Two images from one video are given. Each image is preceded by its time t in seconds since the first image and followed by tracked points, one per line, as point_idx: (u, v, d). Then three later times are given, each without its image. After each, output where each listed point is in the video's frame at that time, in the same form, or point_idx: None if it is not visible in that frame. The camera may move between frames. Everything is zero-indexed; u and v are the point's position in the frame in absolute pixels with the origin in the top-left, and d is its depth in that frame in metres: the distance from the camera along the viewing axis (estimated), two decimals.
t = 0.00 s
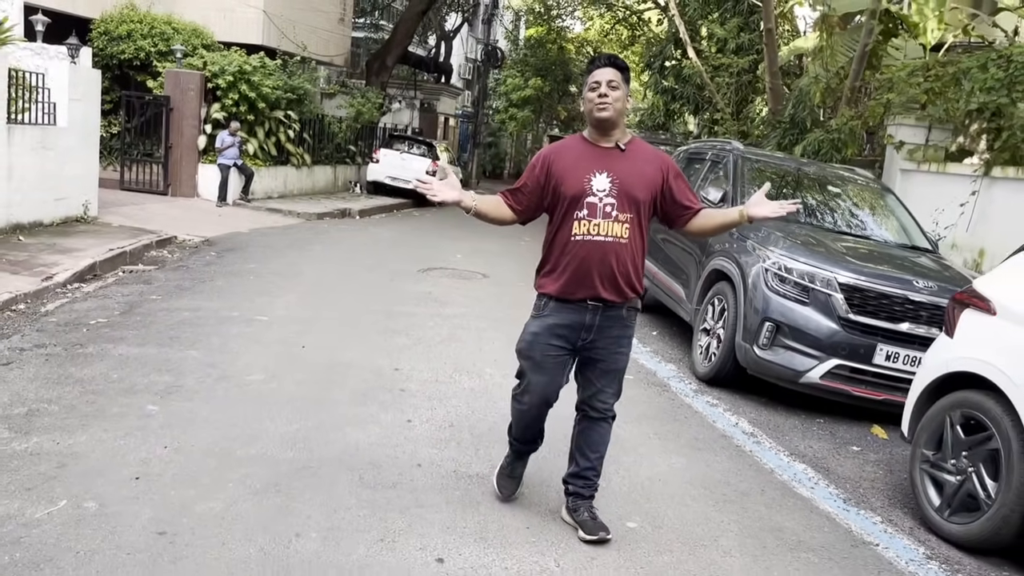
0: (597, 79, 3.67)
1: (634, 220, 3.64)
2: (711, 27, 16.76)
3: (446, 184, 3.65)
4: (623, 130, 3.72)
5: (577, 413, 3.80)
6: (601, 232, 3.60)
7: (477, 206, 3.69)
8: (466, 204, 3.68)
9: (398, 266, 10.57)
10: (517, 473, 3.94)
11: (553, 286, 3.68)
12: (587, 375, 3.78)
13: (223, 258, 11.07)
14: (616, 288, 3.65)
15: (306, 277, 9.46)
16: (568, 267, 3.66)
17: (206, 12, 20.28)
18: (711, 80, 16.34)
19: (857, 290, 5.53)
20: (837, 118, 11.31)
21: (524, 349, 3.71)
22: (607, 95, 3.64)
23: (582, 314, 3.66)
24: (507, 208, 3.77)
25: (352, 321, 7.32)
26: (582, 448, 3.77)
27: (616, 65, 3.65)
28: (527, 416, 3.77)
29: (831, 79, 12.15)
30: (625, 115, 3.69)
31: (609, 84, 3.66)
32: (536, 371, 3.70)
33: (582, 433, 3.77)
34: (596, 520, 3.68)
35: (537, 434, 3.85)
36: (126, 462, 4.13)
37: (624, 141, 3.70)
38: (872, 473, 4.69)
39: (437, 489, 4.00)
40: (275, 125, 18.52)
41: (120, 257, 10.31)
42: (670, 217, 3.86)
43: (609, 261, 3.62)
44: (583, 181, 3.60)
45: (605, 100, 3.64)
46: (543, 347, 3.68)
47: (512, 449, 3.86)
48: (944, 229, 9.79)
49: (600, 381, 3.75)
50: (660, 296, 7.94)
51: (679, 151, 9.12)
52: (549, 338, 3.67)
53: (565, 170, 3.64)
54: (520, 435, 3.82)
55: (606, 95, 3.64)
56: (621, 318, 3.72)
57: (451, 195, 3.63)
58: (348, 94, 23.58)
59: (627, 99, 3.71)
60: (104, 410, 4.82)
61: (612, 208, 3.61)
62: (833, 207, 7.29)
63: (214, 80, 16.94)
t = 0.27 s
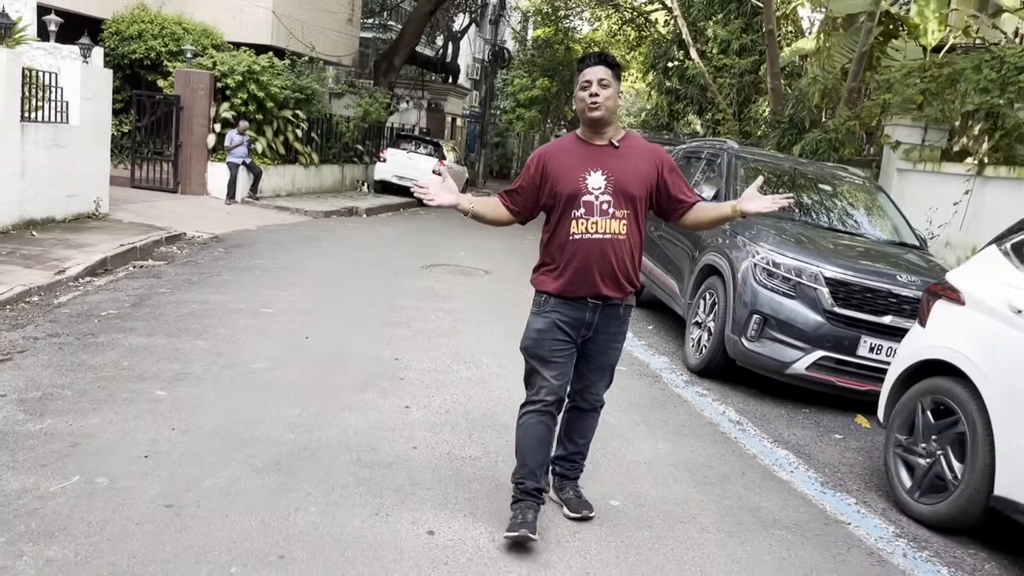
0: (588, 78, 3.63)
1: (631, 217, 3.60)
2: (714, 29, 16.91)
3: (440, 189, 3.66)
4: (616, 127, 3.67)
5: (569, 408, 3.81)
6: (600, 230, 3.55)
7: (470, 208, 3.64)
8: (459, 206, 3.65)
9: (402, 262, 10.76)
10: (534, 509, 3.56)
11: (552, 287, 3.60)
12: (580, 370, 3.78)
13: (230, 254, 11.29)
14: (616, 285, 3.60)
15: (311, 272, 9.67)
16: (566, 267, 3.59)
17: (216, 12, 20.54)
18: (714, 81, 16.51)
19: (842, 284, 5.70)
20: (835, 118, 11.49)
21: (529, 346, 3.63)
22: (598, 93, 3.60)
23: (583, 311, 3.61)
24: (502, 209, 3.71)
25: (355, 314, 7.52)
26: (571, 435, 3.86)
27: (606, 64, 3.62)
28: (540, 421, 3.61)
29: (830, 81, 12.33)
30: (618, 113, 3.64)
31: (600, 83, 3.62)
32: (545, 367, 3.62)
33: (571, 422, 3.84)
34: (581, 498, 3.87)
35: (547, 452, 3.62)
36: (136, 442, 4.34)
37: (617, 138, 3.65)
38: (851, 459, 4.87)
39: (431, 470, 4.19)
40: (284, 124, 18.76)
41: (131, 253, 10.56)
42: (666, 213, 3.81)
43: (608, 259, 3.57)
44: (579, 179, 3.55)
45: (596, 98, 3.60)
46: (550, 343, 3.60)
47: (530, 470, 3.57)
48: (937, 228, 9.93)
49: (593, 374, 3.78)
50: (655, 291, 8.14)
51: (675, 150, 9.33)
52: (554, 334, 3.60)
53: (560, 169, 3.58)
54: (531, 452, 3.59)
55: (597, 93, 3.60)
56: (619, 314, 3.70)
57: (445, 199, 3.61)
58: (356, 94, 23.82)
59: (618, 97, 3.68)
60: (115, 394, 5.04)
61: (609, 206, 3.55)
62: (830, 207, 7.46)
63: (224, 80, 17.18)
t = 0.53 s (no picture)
0: (573, 82, 3.56)
1: (622, 221, 3.56)
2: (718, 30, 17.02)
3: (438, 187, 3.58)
4: (601, 132, 3.61)
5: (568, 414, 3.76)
6: (593, 237, 3.50)
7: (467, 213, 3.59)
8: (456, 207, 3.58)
9: (406, 260, 10.92)
10: (545, 522, 3.48)
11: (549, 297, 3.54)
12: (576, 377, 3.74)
13: (237, 250, 11.48)
14: (612, 290, 3.57)
15: (317, 269, 9.85)
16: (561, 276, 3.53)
17: (225, 12, 20.75)
18: (717, 82, 16.65)
19: (831, 281, 5.85)
20: (834, 119, 11.66)
21: (529, 362, 3.56)
22: (586, 98, 3.52)
23: (580, 323, 3.55)
24: (491, 217, 3.66)
25: (358, 310, 7.68)
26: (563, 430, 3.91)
27: (592, 67, 3.55)
28: (542, 434, 3.53)
29: (830, 82, 12.49)
30: (603, 116, 3.59)
31: (586, 87, 3.55)
32: (545, 382, 3.56)
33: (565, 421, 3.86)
34: (570, 487, 3.99)
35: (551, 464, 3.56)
36: (145, 428, 4.53)
37: (603, 142, 3.60)
38: (835, 451, 5.02)
39: (427, 457, 4.36)
40: (292, 123, 18.95)
41: (140, 248, 10.76)
42: (652, 216, 3.78)
43: (604, 265, 3.52)
44: (569, 187, 3.49)
45: (582, 102, 3.52)
46: (551, 358, 3.54)
47: (537, 483, 3.48)
48: (933, 227, 10.05)
49: (589, 378, 3.75)
50: (652, 287, 8.30)
51: (675, 149, 9.50)
52: (555, 349, 3.54)
53: (549, 177, 3.51)
54: (536, 465, 3.51)
55: (584, 98, 3.52)
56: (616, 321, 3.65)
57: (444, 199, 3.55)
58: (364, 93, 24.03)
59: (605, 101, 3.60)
60: (125, 384, 5.24)
61: (601, 211, 3.50)
62: (828, 207, 7.61)
63: (233, 79, 17.38)
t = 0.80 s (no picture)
0: (560, 74, 3.65)
1: (609, 213, 3.65)
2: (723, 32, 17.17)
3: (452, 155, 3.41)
4: (586, 123, 3.71)
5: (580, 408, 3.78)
6: (582, 228, 3.58)
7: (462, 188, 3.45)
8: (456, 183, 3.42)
9: (411, 258, 11.12)
10: (536, 506, 3.65)
11: (538, 287, 3.62)
12: (589, 371, 3.75)
13: (245, 248, 11.70)
14: (600, 280, 3.65)
15: (323, 266, 10.06)
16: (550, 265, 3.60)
17: (235, 14, 21.01)
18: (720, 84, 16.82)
19: (820, 278, 6.02)
20: (834, 120, 11.83)
21: (517, 355, 3.68)
22: (574, 89, 3.63)
23: (567, 314, 3.64)
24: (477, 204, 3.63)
25: (362, 305, 7.89)
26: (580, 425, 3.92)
27: (578, 60, 3.67)
28: (531, 424, 3.68)
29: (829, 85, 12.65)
30: (589, 108, 3.68)
31: (573, 78, 3.65)
32: (530, 376, 3.67)
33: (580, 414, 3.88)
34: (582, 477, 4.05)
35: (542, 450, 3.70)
36: (156, 413, 4.74)
37: (588, 134, 3.70)
38: (822, 440, 5.18)
39: (425, 441, 4.56)
40: (300, 123, 19.19)
41: (151, 246, 11.00)
42: (638, 207, 3.86)
43: (592, 255, 3.61)
44: (557, 178, 3.56)
45: (570, 94, 3.62)
46: (537, 351, 3.66)
47: (527, 469, 3.65)
48: (929, 227, 10.17)
49: (604, 373, 3.74)
50: (651, 285, 8.48)
51: (675, 150, 9.69)
52: (542, 342, 3.65)
53: (538, 166, 3.57)
54: (526, 452, 3.67)
55: (572, 90, 3.63)
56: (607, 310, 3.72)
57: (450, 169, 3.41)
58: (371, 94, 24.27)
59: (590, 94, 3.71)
60: (137, 372, 5.46)
61: (589, 202, 3.59)
62: (825, 208, 7.75)
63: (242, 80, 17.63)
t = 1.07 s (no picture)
0: (568, 68, 3.53)
1: (612, 211, 3.56)
2: (730, 29, 17.27)
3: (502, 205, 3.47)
4: (593, 118, 3.60)
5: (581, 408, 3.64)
6: (583, 225, 3.51)
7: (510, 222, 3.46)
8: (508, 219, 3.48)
9: (418, 252, 11.25)
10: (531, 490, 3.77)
11: (537, 283, 3.57)
12: (585, 364, 3.64)
13: (255, 242, 11.86)
14: (601, 279, 3.57)
15: (331, 259, 10.20)
16: (550, 262, 3.55)
17: (246, 10, 21.17)
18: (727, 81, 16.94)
19: (816, 271, 6.16)
20: (837, 117, 11.97)
21: (517, 352, 3.67)
22: (580, 85, 3.50)
23: (566, 310, 3.57)
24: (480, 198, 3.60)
25: (369, 297, 8.02)
26: (598, 443, 3.62)
27: (587, 53, 3.53)
28: (528, 416, 3.70)
29: (833, 82, 12.78)
30: (596, 103, 3.57)
31: (581, 73, 3.53)
32: (525, 370, 3.67)
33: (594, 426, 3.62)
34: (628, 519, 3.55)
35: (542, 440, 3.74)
36: (168, 399, 4.90)
37: (594, 130, 3.60)
38: (814, 428, 5.32)
39: (428, 426, 4.71)
40: (309, 119, 19.37)
41: (163, 239, 11.18)
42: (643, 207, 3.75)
43: (592, 253, 3.53)
44: (560, 174, 3.49)
45: (577, 89, 3.51)
46: (535, 348, 3.63)
47: (524, 454, 3.73)
48: (930, 223, 10.22)
49: (599, 364, 3.61)
50: (653, 278, 8.62)
51: (678, 146, 9.81)
52: (542, 339, 3.62)
53: (541, 162, 3.50)
54: (524, 441, 3.73)
55: (579, 85, 3.50)
56: (610, 306, 3.63)
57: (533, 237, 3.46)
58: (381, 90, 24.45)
59: (598, 88, 3.59)
60: (149, 360, 5.63)
61: (591, 199, 3.51)
62: (827, 204, 7.86)
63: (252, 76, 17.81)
